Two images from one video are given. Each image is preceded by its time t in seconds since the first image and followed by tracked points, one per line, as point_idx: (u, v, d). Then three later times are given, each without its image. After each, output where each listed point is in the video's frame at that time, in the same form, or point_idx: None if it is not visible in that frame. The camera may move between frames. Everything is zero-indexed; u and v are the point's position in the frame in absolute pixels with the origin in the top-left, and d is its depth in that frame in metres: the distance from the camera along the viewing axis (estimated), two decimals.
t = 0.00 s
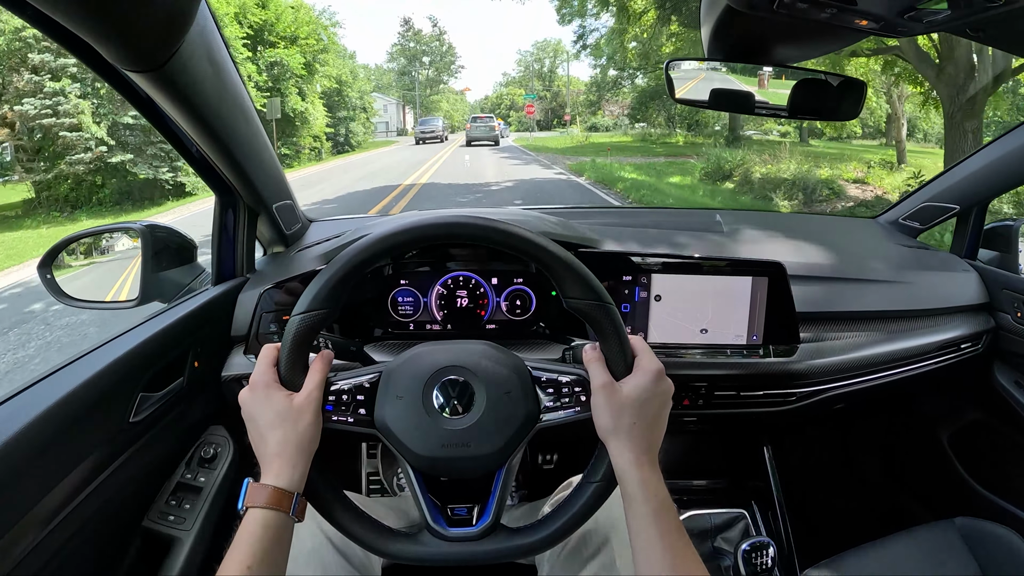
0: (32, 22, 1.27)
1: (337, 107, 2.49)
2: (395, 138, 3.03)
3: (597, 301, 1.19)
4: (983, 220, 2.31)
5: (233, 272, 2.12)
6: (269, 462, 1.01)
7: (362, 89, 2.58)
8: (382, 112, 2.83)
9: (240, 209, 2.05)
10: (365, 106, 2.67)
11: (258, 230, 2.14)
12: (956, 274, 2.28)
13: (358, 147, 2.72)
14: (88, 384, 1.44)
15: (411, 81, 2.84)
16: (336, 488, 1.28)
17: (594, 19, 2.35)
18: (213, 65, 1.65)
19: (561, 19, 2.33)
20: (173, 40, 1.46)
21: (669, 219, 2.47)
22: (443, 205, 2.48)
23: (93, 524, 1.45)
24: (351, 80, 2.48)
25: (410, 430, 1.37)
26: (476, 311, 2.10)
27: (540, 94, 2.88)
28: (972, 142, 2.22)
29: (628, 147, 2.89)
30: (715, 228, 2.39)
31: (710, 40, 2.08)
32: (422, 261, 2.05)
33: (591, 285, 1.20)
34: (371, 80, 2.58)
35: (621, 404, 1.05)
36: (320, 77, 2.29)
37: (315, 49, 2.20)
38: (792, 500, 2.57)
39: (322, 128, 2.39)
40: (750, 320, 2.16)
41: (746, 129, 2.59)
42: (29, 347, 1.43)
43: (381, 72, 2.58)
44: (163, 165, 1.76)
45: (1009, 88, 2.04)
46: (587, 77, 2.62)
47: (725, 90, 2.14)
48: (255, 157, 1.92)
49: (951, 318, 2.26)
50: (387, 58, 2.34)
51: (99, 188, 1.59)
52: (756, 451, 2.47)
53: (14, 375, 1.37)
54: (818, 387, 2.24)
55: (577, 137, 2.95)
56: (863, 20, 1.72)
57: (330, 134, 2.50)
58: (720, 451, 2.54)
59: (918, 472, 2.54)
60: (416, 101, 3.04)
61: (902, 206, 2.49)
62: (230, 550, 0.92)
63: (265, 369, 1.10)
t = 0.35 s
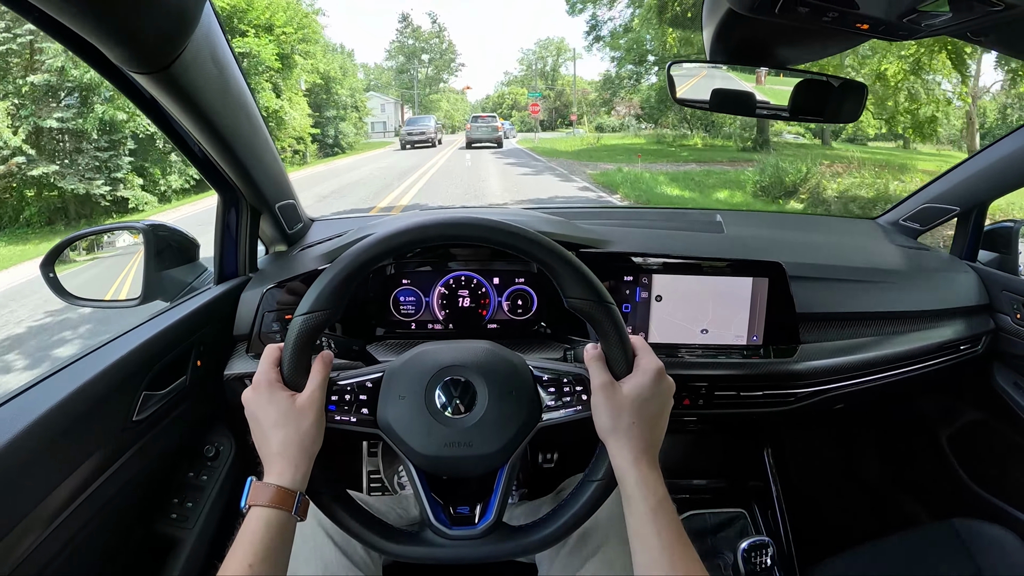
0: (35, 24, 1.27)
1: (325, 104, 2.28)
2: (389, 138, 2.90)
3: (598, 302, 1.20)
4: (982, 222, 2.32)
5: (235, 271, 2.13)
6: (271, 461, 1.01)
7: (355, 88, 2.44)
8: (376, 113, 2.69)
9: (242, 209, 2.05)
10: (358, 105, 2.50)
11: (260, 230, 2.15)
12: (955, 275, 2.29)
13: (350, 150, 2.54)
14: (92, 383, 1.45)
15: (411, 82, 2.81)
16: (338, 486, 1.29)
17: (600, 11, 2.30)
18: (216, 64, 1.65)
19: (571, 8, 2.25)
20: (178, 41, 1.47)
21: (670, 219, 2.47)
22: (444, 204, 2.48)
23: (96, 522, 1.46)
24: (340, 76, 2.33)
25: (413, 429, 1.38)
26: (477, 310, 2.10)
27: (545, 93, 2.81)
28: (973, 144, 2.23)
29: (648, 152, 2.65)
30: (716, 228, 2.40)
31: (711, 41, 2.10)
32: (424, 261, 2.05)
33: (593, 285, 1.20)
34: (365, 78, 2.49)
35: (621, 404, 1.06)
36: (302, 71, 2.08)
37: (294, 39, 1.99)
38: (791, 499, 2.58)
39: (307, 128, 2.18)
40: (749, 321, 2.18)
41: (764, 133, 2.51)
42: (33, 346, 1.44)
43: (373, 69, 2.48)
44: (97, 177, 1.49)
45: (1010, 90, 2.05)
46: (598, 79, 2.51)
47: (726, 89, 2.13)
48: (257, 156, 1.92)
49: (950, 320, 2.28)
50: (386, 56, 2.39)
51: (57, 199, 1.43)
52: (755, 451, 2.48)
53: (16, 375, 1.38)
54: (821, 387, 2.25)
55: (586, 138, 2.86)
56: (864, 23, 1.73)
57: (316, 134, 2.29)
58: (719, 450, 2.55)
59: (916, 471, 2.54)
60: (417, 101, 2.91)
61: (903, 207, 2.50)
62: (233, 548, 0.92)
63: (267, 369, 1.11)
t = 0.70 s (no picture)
0: (32, 23, 1.26)
1: (311, 102, 2.21)
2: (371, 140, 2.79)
3: (595, 301, 1.19)
4: (984, 222, 2.30)
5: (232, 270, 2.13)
6: (267, 461, 1.01)
7: (346, 84, 2.38)
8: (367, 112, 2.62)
9: (239, 207, 2.04)
10: (349, 102, 2.43)
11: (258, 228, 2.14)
12: (956, 274, 2.27)
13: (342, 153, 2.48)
14: (88, 379, 1.44)
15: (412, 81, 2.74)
16: (335, 488, 1.28)
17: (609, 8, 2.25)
18: (211, 61, 1.64)
19: None
20: (172, 37, 1.46)
21: (669, 219, 2.45)
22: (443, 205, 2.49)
23: (92, 522, 1.46)
24: (328, 72, 2.26)
25: (410, 430, 1.37)
26: (476, 310, 2.09)
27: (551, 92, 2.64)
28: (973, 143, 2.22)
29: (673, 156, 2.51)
30: (716, 228, 2.38)
31: (711, 40, 2.09)
32: (421, 260, 2.04)
33: (589, 285, 1.19)
34: (362, 76, 2.44)
35: (619, 404, 1.05)
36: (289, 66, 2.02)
37: (266, 26, 1.85)
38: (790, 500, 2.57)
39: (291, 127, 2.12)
40: (750, 320, 2.17)
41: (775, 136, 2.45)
42: (27, 344, 1.43)
43: (372, 67, 2.43)
44: (39, 185, 1.37)
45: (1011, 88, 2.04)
46: (604, 78, 2.48)
47: (726, 88, 2.13)
48: (255, 155, 1.92)
49: (951, 319, 2.27)
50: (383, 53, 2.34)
51: (53, 197, 1.42)
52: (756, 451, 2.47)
53: (12, 373, 1.37)
54: (819, 387, 2.27)
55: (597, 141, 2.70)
56: (865, 20, 1.72)
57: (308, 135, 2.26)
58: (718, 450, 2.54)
59: (917, 473, 2.53)
60: (416, 100, 2.75)
61: (903, 207, 2.49)
62: (228, 551, 0.91)
63: (264, 369, 1.09)
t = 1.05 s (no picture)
0: (37, 26, 1.27)
1: (296, 101, 2.19)
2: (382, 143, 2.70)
3: (596, 304, 1.19)
4: (983, 224, 2.30)
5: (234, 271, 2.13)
6: (269, 461, 1.02)
7: (337, 81, 2.39)
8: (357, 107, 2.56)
9: (241, 208, 2.04)
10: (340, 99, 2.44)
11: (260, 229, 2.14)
12: (957, 275, 2.28)
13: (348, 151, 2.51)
14: (90, 380, 1.45)
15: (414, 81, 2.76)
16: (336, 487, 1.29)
17: (619, 2, 2.26)
18: (214, 62, 1.65)
19: None
20: (175, 39, 1.46)
21: (671, 221, 2.46)
22: (445, 205, 2.51)
23: (94, 522, 1.47)
24: (316, 67, 2.26)
25: (412, 430, 1.38)
26: (477, 311, 2.10)
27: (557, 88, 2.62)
28: (973, 145, 2.23)
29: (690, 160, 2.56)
30: (717, 229, 2.39)
31: (712, 42, 2.13)
32: (422, 261, 2.05)
33: (591, 287, 1.20)
34: (361, 74, 2.49)
35: (619, 406, 1.06)
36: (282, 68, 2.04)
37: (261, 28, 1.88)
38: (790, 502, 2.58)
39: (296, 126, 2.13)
40: (750, 321, 2.18)
41: (765, 136, 2.47)
42: (32, 345, 1.44)
43: (372, 66, 2.47)
44: (43, 186, 1.38)
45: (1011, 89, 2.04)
46: (608, 77, 2.52)
47: (726, 89, 2.13)
48: (257, 156, 1.93)
49: (950, 321, 2.27)
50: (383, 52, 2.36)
51: (56, 198, 1.43)
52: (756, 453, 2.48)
53: (16, 374, 1.38)
54: (819, 389, 2.29)
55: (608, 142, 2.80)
56: (865, 24, 1.73)
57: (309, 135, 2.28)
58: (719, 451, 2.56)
59: (917, 475, 2.53)
60: (416, 99, 2.78)
61: (905, 208, 2.50)
62: (231, 550, 0.92)
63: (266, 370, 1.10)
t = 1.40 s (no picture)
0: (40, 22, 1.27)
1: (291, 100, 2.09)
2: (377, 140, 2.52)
3: (601, 306, 1.18)
4: (987, 226, 2.30)
5: (236, 270, 2.13)
6: (272, 459, 1.00)
7: (326, 77, 2.17)
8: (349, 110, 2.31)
9: (245, 207, 2.03)
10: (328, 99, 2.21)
11: (263, 229, 2.14)
12: (961, 277, 2.28)
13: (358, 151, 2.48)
14: (92, 380, 1.44)
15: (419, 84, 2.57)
16: (339, 487, 1.28)
17: None
18: (219, 62, 1.65)
19: None
20: (181, 38, 1.46)
21: (674, 222, 2.45)
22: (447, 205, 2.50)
23: (93, 521, 1.47)
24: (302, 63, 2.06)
25: (417, 429, 1.38)
26: (480, 312, 2.10)
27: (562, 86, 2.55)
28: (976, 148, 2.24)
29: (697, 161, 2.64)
30: (720, 230, 2.38)
31: (718, 47, 2.05)
32: (424, 261, 2.05)
33: (596, 290, 1.19)
34: (361, 74, 2.26)
35: (626, 408, 1.04)
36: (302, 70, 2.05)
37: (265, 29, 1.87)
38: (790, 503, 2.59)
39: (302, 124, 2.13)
40: (754, 323, 2.19)
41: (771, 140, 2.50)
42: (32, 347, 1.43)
43: (372, 64, 2.24)
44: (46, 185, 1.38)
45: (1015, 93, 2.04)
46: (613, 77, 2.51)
47: (729, 91, 2.10)
48: (261, 155, 1.92)
49: (952, 324, 2.27)
50: (382, 49, 2.22)
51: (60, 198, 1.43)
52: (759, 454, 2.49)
53: (16, 374, 1.37)
54: (817, 391, 2.31)
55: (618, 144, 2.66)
56: (871, 27, 1.73)
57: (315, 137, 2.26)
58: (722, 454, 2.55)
59: (917, 478, 2.53)
60: (414, 100, 2.52)
61: (907, 210, 2.49)
62: (235, 553, 0.92)
63: (273, 370, 1.10)
